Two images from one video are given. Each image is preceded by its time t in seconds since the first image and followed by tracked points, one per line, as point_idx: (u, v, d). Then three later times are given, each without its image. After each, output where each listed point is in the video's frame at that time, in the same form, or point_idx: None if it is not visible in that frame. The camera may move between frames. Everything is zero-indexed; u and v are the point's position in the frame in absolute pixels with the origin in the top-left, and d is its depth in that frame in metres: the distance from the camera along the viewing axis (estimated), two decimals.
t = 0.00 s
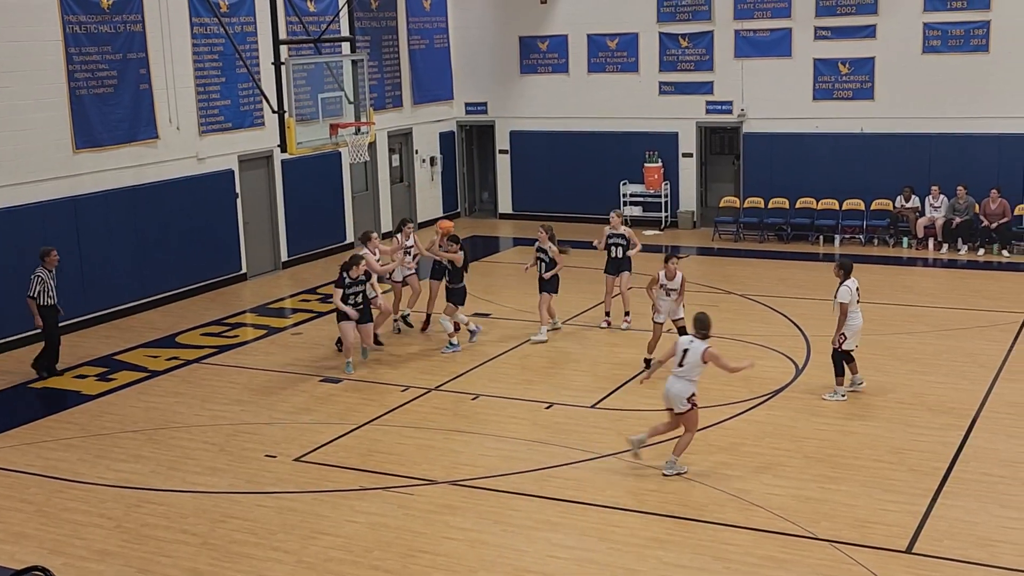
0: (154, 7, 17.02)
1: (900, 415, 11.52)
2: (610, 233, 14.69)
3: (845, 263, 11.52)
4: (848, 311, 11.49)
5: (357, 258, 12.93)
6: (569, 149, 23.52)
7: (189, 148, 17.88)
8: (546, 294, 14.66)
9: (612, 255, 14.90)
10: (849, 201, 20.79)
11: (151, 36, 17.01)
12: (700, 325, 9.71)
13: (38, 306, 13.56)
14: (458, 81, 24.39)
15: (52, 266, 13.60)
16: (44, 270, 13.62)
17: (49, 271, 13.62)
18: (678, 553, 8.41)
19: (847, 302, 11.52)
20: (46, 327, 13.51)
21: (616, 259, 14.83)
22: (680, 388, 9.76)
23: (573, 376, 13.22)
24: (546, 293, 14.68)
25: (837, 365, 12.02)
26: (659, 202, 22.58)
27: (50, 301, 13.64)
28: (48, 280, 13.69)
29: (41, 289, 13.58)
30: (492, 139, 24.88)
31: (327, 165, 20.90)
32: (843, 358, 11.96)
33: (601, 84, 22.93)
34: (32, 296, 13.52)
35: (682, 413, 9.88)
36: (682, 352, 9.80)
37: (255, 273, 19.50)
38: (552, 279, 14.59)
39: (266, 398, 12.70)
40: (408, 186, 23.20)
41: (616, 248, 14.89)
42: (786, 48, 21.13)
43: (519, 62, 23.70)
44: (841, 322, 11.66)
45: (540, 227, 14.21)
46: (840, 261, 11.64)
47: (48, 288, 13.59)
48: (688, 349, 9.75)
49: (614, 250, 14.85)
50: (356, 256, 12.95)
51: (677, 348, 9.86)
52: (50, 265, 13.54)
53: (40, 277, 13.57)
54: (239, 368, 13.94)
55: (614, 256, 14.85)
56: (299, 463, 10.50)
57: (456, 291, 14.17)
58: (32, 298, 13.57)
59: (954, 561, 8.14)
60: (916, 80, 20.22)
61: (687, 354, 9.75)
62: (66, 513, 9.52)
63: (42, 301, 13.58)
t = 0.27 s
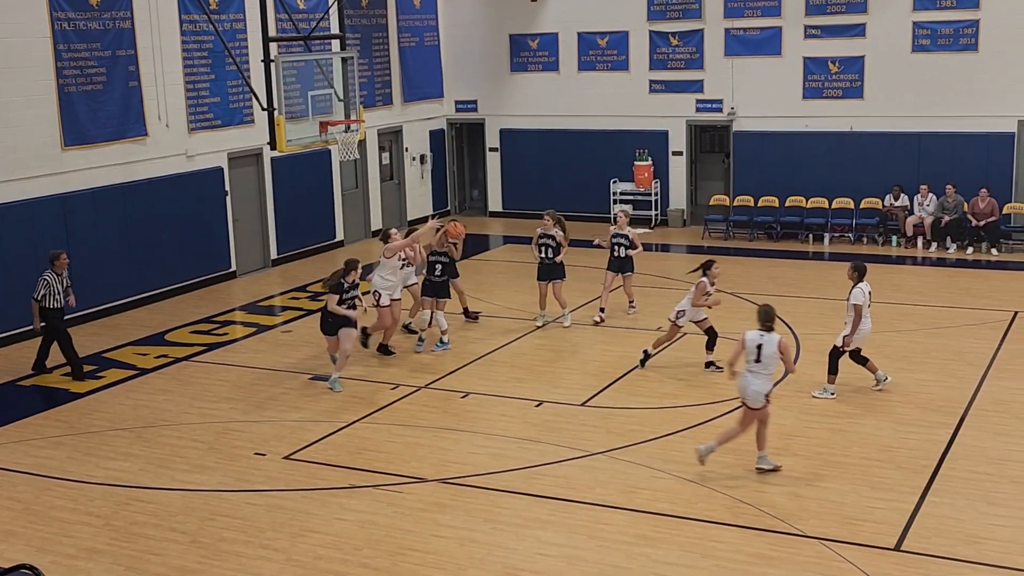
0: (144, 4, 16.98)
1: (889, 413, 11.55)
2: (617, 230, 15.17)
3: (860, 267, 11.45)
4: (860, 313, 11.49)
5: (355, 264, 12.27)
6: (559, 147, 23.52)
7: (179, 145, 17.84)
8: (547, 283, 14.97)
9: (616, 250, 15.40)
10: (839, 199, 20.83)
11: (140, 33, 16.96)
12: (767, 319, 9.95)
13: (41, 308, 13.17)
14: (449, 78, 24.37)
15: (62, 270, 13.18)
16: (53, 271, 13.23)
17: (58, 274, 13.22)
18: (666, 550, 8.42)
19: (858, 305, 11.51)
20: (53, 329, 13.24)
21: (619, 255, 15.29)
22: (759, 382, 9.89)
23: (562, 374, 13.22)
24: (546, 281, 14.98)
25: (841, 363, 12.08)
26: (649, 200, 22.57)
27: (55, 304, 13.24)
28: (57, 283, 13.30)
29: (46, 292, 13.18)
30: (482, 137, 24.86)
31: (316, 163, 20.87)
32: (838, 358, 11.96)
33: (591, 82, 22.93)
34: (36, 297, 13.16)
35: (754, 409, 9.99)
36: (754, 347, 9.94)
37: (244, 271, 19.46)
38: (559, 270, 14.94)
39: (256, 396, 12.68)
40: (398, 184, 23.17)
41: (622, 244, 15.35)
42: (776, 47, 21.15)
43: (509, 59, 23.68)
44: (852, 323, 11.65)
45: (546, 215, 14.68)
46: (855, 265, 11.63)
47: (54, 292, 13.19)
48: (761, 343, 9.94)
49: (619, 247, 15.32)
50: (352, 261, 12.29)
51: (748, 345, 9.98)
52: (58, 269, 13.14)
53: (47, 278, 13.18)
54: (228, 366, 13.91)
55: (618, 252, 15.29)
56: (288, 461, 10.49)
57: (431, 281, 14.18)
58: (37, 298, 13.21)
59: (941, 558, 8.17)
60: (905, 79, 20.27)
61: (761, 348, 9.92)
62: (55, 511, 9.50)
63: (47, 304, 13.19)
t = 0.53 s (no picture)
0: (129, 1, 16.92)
1: (875, 410, 11.58)
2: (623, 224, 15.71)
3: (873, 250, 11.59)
4: (872, 297, 11.65)
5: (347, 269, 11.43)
6: (546, 145, 23.52)
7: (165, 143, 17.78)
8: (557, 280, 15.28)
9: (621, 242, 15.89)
10: (825, 197, 20.89)
11: (125, 30, 16.90)
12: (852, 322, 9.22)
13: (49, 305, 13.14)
14: (435, 76, 24.34)
15: (67, 265, 13.12)
16: (58, 267, 13.17)
17: (63, 270, 13.16)
18: (653, 547, 8.43)
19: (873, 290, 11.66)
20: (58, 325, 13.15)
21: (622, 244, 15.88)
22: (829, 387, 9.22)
23: (549, 372, 13.22)
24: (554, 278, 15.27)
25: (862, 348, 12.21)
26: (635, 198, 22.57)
27: (62, 300, 13.21)
28: (62, 277, 13.24)
29: (53, 288, 13.13)
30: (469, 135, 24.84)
31: (303, 161, 20.82)
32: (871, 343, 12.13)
33: (578, 80, 22.94)
34: (42, 293, 13.12)
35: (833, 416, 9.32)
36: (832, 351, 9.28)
37: (230, 269, 19.42)
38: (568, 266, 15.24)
39: (242, 394, 12.65)
40: (385, 182, 23.14)
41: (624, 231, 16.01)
42: (762, 45, 21.18)
43: (496, 57, 23.66)
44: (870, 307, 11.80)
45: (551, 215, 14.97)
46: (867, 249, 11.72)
47: (61, 287, 13.14)
48: (837, 347, 9.23)
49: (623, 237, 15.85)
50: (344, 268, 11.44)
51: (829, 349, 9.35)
52: (64, 264, 13.07)
53: (52, 275, 13.11)
54: (214, 364, 13.87)
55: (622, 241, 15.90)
56: (274, 460, 10.46)
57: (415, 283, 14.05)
58: (44, 295, 13.16)
59: (926, 554, 8.20)
60: (891, 77, 20.33)
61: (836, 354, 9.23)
62: (40, 510, 9.46)
63: (55, 300, 13.16)
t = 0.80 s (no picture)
0: None
1: (856, 409, 11.61)
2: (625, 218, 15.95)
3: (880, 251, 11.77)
4: (877, 297, 11.77)
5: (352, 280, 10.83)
6: (528, 145, 23.51)
7: (145, 142, 17.70)
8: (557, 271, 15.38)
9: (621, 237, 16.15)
10: (807, 196, 20.95)
11: (105, 28, 16.81)
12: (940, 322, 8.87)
13: (56, 312, 12.66)
14: (417, 75, 24.29)
15: (73, 271, 12.61)
16: (64, 273, 12.67)
17: (70, 276, 12.66)
18: (635, 546, 8.43)
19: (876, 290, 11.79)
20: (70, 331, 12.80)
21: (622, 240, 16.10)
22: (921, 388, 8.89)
23: (532, 371, 13.21)
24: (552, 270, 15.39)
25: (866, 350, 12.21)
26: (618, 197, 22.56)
27: (69, 306, 12.72)
28: (69, 283, 12.74)
29: (59, 294, 12.65)
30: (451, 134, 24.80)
31: (284, 160, 20.76)
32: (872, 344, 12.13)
33: (560, 79, 22.93)
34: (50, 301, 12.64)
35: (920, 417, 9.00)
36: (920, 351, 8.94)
37: (211, 269, 19.35)
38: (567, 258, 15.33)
39: (223, 394, 12.60)
40: (367, 181, 23.08)
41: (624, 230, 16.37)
42: (744, 44, 21.22)
43: (478, 56, 23.63)
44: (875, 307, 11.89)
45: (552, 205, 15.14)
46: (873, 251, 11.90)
47: (67, 294, 12.65)
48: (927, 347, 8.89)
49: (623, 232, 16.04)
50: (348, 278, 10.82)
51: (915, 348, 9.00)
52: (70, 270, 12.56)
53: (58, 281, 12.62)
54: (195, 364, 13.81)
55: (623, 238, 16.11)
56: (255, 460, 10.42)
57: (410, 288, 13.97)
58: (50, 302, 12.68)
59: (907, 551, 8.24)
60: (873, 77, 20.40)
61: (926, 354, 8.88)
62: (19, 512, 9.39)
63: (61, 307, 12.68)
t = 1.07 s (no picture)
0: None
1: (832, 408, 11.65)
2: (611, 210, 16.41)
3: (886, 243, 11.77)
4: (888, 289, 11.97)
5: (360, 298, 10.09)
6: (506, 145, 23.50)
7: (120, 142, 17.60)
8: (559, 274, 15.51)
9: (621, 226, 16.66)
10: (783, 196, 21.04)
11: (80, 28, 16.71)
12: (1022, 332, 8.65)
13: (55, 310, 12.43)
14: (395, 75, 24.26)
15: (72, 268, 12.47)
16: (63, 271, 12.50)
17: (68, 274, 12.49)
18: (612, 546, 8.43)
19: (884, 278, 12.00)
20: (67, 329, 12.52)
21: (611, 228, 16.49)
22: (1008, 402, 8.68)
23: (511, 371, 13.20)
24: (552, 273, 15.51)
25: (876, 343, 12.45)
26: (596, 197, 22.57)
27: (67, 304, 12.52)
28: (65, 282, 12.57)
29: (57, 292, 12.44)
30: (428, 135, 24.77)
31: (261, 161, 20.69)
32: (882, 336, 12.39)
33: (538, 79, 22.93)
34: (46, 299, 12.40)
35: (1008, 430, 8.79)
36: (1004, 363, 8.71)
37: (188, 270, 19.26)
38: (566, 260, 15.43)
39: (199, 396, 12.53)
40: (344, 182, 23.02)
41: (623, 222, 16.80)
42: (721, 45, 21.28)
43: (455, 57, 23.61)
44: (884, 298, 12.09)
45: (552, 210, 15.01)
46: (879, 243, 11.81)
47: (66, 291, 12.47)
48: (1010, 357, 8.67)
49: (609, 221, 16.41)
50: (356, 295, 10.11)
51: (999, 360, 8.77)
52: (70, 267, 12.43)
53: (56, 279, 12.44)
54: (171, 366, 13.74)
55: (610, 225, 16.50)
56: (232, 462, 10.37)
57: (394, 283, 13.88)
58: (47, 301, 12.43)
59: (883, 549, 8.27)
60: (848, 78, 20.50)
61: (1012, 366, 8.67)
62: None
63: (59, 305, 12.45)
